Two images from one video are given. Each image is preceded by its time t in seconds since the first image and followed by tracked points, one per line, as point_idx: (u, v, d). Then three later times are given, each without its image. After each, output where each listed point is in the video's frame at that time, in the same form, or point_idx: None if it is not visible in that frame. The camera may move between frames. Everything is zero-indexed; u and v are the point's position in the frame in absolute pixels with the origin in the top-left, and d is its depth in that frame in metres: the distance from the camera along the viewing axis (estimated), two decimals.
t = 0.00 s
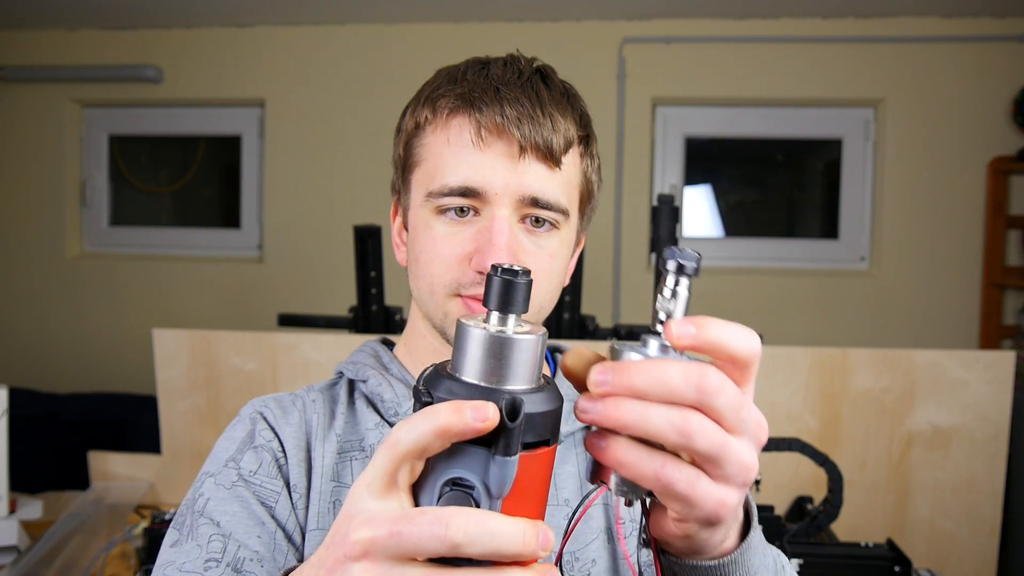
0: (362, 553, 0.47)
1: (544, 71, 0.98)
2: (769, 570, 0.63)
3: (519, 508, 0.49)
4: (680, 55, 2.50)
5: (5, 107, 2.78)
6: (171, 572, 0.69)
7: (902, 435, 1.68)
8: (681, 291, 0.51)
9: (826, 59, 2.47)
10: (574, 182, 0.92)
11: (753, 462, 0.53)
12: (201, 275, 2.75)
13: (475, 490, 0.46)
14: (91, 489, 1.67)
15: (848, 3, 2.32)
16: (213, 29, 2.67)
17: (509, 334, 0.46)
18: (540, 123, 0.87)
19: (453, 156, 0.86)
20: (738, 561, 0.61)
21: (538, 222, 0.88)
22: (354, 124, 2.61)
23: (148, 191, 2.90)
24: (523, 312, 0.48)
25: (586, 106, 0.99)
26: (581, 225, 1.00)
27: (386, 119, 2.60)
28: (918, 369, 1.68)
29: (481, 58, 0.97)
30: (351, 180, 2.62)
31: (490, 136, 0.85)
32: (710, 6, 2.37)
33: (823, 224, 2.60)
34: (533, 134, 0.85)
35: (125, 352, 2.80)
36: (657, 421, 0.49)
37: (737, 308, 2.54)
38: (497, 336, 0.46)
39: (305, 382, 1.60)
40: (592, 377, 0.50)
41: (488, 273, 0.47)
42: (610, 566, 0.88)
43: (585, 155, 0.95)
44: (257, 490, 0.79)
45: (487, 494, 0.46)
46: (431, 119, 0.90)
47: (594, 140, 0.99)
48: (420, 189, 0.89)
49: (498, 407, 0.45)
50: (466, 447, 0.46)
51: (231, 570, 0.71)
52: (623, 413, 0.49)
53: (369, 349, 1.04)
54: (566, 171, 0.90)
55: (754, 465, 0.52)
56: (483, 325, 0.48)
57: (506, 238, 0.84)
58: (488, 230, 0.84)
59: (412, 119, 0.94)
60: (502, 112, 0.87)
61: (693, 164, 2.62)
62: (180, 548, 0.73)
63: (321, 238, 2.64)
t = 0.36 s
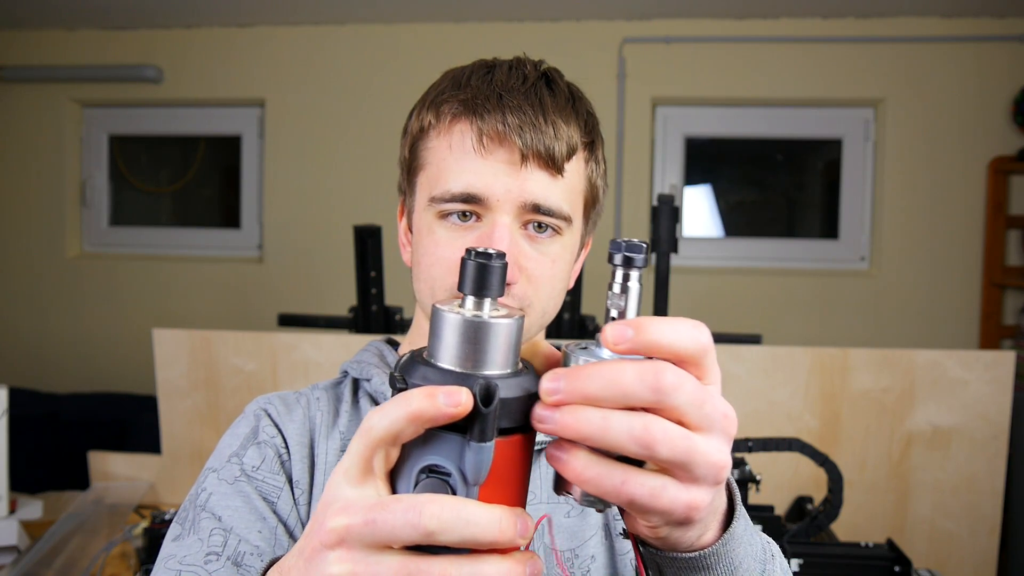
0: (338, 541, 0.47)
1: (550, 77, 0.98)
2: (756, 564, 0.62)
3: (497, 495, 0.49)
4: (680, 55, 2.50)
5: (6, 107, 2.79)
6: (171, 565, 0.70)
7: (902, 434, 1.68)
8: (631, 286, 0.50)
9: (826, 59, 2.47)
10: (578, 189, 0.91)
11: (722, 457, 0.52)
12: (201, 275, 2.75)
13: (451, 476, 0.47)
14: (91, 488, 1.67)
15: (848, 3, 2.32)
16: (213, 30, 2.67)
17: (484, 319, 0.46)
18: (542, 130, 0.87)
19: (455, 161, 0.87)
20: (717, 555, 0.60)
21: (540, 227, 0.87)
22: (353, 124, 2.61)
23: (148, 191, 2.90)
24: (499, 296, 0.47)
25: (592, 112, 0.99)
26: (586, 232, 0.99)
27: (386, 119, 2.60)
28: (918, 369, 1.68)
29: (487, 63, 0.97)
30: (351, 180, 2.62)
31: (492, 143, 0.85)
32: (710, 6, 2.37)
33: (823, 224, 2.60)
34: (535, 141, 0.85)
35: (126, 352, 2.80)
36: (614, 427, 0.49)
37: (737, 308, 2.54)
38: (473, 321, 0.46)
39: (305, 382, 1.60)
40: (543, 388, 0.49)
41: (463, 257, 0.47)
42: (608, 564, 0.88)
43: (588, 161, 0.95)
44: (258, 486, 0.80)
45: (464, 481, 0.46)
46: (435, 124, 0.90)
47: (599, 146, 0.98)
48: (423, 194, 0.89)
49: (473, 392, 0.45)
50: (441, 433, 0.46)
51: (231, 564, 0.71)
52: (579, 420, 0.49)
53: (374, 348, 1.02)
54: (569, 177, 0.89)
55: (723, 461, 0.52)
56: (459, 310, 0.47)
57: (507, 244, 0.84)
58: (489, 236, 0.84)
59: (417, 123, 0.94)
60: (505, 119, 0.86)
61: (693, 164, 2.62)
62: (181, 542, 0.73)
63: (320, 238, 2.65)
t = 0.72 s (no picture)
0: (315, 538, 0.47)
1: (544, 75, 0.98)
2: (742, 544, 0.62)
3: (475, 491, 0.49)
4: (680, 55, 2.50)
5: (6, 107, 2.79)
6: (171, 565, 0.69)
7: (902, 434, 1.68)
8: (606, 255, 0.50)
9: (826, 59, 2.47)
10: (574, 188, 0.92)
11: (698, 435, 0.50)
12: (201, 275, 2.75)
13: (428, 473, 0.47)
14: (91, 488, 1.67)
15: (848, 3, 2.33)
16: (213, 30, 2.67)
17: (460, 313, 0.46)
18: (535, 132, 0.87)
19: (449, 164, 0.87)
20: (700, 534, 0.59)
21: (535, 228, 0.88)
22: (353, 123, 2.61)
23: (148, 191, 2.90)
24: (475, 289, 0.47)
25: (589, 110, 0.99)
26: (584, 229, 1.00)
27: (386, 119, 2.60)
28: (918, 369, 1.68)
29: (480, 62, 0.97)
30: (350, 180, 2.62)
31: (485, 146, 0.86)
32: (710, 6, 2.37)
33: (823, 225, 2.60)
34: (528, 142, 0.85)
35: (126, 352, 2.80)
36: (581, 401, 0.48)
37: (737, 309, 2.55)
38: (448, 316, 0.46)
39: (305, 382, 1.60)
40: (509, 360, 0.49)
41: (437, 250, 0.46)
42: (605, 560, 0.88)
43: (586, 160, 0.95)
44: (258, 486, 0.80)
45: (441, 477, 0.47)
46: (429, 126, 0.91)
47: (596, 144, 0.98)
48: (418, 196, 0.90)
49: (447, 386, 0.46)
50: (416, 428, 0.46)
51: (230, 563, 0.71)
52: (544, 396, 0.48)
53: (375, 347, 1.02)
54: (565, 178, 0.89)
55: (697, 436, 0.50)
56: (435, 303, 0.47)
57: (502, 248, 0.85)
58: (484, 239, 0.85)
59: (411, 124, 0.95)
60: (498, 121, 0.87)
61: (693, 164, 2.63)
62: (181, 542, 0.73)
63: (320, 237, 2.64)
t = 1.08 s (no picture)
0: (313, 543, 0.47)
1: (534, 73, 0.98)
2: (736, 548, 0.62)
3: (474, 494, 0.48)
4: (680, 55, 2.50)
5: (5, 107, 2.78)
6: (171, 568, 0.69)
7: (902, 434, 1.68)
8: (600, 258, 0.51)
9: (826, 59, 2.47)
10: (567, 185, 0.91)
11: (692, 437, 0.51)
12: (201, 275, 2.75)
13: (426, 475, 0.47)
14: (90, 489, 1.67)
15: (848, 3, 2.33)
16: (213, 30, 2.67)
17: (457, 316, 0.46)
18: (527, 130, 0.86)
19: (442, 165, 0.87)
20: (694, 538, 0.59)
21: (530, 226, 0.87)
22: (353, 123, 2.61)
23: (148, 192, 2.90)
24: (472, 294, 0.47)
25: (579, 108, 0.99)
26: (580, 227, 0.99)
27: (386, 119, 2.59)
28: (918, 369, 1.68)
29: (470, 64, 0.97)
30: (350, 180, 2.62)
31: (477, 146, 0.86)
32: (710, 6, 2.37)
33: (823, 225, 2.60)
34: (520, 141, 0.85)
35: (126, 353, 2.80)
36: (578, 405, 0.48)
37: (737, 309, 2.54)
38: (446, 319, 0.46)
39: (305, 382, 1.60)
40: (504, 364, 0.49)
41: (434, 255, 0.47)
42: (603, 561, 0.88)
43: (578, 157, 0.95)
44: (258, 488, 0.80)
45: (439, 480, 0.47)
46: (421, 128, 0.91)
47: (587, 141, 0.98)
48: (413, 198, 0.90)
49: (446, 389, 0.46)
50: (413, 431, 0.47)
51: (230, 566, 0.71)
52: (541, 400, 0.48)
53: (372, 347, 1.01)
54: (557, 175, 0.89)
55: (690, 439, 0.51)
56: (432, 308, 0.47)
57: (497, 246, 0.84)
58: (480, 238, 0.84)
59: (404, 128, 0.95)
60: (488, 121, 0.86)
61: (693, 163, 2.63)
62: (182, 544, 0.73)
63: (320, 237, 2.65)
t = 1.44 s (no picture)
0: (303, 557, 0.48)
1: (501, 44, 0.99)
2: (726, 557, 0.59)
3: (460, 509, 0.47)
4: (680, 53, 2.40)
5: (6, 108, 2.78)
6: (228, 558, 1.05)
7: (902, 435, 1.68)
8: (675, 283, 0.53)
9: (825, 62, 2.50)
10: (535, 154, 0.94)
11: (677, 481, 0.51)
12: (201, 275, 2.75)
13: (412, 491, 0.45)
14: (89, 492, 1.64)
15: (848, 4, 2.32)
16: (216, 31, 2.69)
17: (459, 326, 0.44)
18: (503, 92, 0.90)
19: (420, 127, 0.90)
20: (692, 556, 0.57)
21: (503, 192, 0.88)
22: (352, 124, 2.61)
23: (147, 191, 2.83)
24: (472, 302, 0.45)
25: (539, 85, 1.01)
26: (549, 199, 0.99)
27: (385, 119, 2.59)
28: (920, 370, 1.66)
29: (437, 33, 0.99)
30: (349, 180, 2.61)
31: (455, 105, 0.90)
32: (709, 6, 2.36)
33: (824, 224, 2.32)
34: (498, 102, 0.89)
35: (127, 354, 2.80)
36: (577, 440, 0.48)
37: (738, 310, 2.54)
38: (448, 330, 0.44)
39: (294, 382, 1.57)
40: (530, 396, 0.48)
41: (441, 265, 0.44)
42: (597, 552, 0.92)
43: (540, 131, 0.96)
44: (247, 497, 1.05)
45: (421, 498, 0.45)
46: (389, 92, 0.92)
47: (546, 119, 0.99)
48: (382, 164, 0.91)
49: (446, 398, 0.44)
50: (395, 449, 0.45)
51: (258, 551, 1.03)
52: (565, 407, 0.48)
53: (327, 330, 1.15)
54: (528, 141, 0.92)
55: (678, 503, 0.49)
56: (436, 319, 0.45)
57: (477, 204, 0.87)
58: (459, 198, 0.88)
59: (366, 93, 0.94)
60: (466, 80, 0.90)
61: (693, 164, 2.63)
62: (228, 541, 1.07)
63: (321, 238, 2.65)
